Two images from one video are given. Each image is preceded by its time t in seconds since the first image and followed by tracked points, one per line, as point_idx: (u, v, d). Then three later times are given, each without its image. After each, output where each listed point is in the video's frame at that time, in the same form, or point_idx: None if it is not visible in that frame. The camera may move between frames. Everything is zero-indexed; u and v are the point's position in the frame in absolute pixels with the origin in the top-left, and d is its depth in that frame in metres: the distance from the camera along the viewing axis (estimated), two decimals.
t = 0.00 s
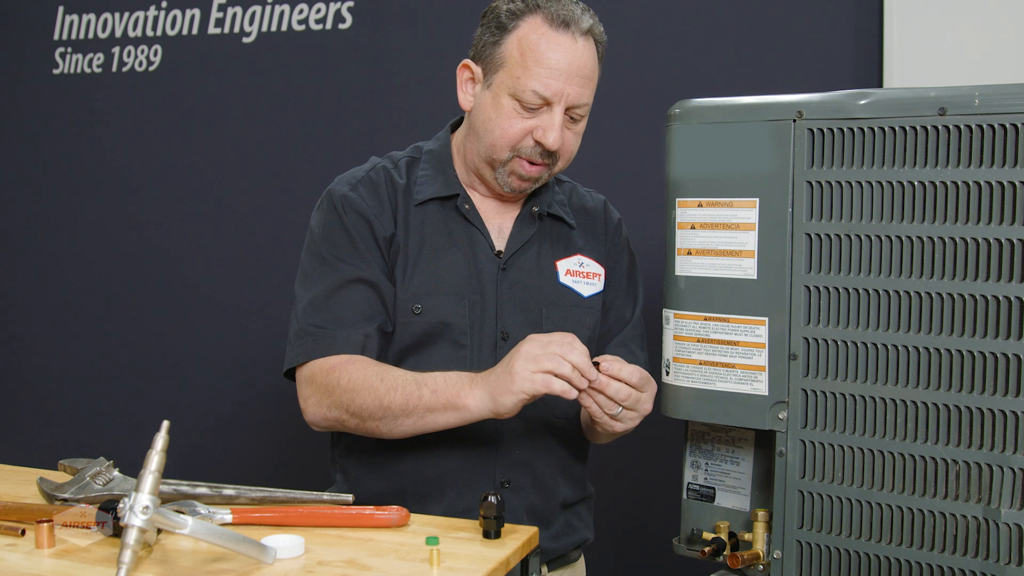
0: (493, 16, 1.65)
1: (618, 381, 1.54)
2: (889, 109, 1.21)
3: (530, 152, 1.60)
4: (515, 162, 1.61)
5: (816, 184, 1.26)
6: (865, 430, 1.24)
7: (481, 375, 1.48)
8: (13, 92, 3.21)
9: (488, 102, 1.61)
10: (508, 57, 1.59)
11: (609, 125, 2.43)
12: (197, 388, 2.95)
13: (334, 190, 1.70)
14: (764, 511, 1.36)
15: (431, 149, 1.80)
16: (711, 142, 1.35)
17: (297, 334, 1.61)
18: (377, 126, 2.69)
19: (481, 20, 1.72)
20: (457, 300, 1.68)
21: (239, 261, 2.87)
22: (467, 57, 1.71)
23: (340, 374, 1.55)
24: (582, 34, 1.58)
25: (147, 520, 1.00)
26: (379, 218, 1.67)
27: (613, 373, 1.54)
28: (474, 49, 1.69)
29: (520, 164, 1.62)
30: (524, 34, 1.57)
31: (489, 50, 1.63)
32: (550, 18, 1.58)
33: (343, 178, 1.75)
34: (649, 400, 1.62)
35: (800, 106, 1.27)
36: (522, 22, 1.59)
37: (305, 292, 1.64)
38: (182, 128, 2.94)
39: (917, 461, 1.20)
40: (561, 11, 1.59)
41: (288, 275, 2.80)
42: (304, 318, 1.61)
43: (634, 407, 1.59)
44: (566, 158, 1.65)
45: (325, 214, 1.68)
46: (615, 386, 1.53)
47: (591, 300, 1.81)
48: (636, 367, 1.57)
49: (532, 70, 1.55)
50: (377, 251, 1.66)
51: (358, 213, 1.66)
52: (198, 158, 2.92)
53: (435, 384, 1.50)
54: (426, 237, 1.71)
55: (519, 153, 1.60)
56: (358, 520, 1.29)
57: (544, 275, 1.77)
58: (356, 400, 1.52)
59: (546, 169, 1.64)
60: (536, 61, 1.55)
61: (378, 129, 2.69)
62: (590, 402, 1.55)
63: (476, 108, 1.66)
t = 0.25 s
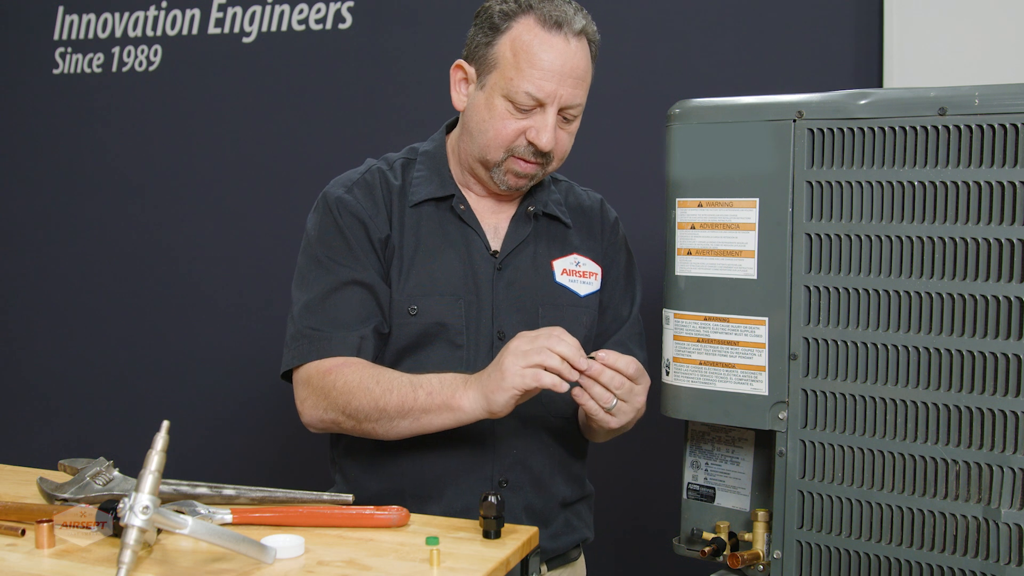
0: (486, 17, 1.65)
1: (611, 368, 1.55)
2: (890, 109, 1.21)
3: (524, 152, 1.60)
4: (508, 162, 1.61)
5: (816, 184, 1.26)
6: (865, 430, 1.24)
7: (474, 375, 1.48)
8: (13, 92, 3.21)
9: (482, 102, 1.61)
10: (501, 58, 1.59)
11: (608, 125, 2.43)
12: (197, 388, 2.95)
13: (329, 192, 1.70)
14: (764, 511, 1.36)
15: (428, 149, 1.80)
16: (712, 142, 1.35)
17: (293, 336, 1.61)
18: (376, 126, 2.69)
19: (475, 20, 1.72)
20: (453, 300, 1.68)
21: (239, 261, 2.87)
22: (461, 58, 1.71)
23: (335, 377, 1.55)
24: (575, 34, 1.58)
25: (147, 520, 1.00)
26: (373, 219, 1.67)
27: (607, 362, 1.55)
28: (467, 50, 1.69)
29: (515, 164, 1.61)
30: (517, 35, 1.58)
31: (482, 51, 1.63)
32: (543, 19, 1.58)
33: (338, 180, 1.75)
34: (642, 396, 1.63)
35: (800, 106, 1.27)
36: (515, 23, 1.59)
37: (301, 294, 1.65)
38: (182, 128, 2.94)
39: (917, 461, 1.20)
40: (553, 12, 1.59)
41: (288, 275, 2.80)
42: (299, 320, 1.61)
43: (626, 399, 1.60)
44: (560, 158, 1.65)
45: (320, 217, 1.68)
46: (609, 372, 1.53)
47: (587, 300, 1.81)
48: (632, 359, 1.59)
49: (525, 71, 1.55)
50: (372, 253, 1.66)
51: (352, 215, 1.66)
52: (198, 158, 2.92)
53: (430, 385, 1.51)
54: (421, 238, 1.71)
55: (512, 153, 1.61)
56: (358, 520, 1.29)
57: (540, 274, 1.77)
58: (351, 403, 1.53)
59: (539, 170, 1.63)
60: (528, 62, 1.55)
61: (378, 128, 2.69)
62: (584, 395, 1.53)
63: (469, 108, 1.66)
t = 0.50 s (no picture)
0: (480, 18, 1.65)
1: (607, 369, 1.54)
2: (890, 109, 1.21)
3: (520, 151, 1.60)
4: (504, 162, 1.61)
5: (816, 184, 1.26)
6: (865, 430, 1.24)
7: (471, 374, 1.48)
8: (13, 92, 3.21)
9: (477, 102, 1.61)
10: (496, 58, 1.59)
11: (608, 125, 2.43)
12: (197, 388, 2.95)
13: (326, 193, 1.70)
14: (764, 511, 1.36)
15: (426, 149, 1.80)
16: (712, 142, 1.35)
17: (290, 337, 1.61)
18: (376, 126, 2.69)
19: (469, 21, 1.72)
20: (451, 300, 1.68)
21: (239, 261, 2.87)
22: (456, 58, 1.71)
23: (333, 377, 1.55)
24: (570, 34, 1.58)
25: (147, 520, 1.00)
26: (370, 219, 1.67)
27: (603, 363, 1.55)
28: (462, 51, 1.69)
29: (511, 163, 1.61)
30: (512, 35, 1.58)
31: (477, 51, 1.63)
32: (537, 18, 1.58)
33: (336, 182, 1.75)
34: (638, 395, 1.62)
35: (800, 106, 1.27)
36: (510, 22, 1.59)
37: (298, 295, 1.65)
38: (182, 128, 2.94)
39: (918, 461, 1.20)
40: (547, 11, 1.59)
41: (288, 275, 2.80)
42: (297, 321, 1.61)
43: (624, 400, 1.59)
44: (557, 157, 1.65)
45: (317, 217, 1.68)
46: (605, 374, 1.53)
47: (586, 299, 1.81)
48: (627, 359, 1.58)
49: (520, 70, 1.55)
50: (369, 253, 1.66)
51: (349, 215, 1.66)
52: (198, 158, 2.92)
53: (426, 385, 1.50)
54: (419, 237, 1.71)
55: (509, 153, 1.60)
56: (358, 520, 1.29)
57: (538, 273, 1.77)
58: (350, 403, 1.52)
59: (535, 169, 1.63)
60: (523, 62, 1.55)
61: (378, 128, 2.69)
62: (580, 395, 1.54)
63: (465, 108, 1.66)
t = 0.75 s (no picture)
0: (480, 18, 1.65)
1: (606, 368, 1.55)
2: (890, 108, 1.21)
3: (521, 151, 1.59)
4: (505, 162, 1.61)
5: (815, 184, 1.26)
6: (864, 430, 1.24)
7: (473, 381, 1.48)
8: (13, 92, 3.21)
9: (478, 102, 1.61)
10: (496, 58, 1.59)
11: (608, 125, 2.43)
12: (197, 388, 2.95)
13: (326, 194, 1.70)
14: (764, 511, 1.36)
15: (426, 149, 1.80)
16: (712, 142, 1.35)
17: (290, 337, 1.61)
18: (376, 125, 2.69)
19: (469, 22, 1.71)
20: (451, 300, 1.68)
21: (239, 261, 2.87)
22: (456, 59, 1.71)
23: (335, 383, 1.55)
24: (570, 34, 1.58)
25: (147, 519, 1.00)
26: (370, 220, 1.67)
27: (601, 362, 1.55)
28: (462, 51, 1.69)
29: (511, 164, 1.61)
30: (512, 35, 1.58)
31: (477, 51, 1.63)
32: (537, 18, 1.58)
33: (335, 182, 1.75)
34: (641, 385, 1.63)
35: (800, 106, 1.27)
36: (510, 23, 1.59)
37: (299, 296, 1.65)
38: (182, 128, 2.94)
39: (917, 461, 1.20)
40: (547, 11, 1.59)
41: (288, 275, 2.80)
42: (297, 321, 1.61)
43: (628, 393, 1.60)
44: (557, 157, 1.65)
45: (317, 218, 1.68)
46: (605, 373, 1.53)
47: (586, 298, 1.81)
48: (621, 353, 1.59)
49: (520, 70, 1.55)
50: (369, 254, 1.66)
51: (349, 216, 1.66)
52: (198, 158, 2.92)
53: (428, 392, 1.50)
54: (419, 238, 1.71)
55: (509, 153, 1.60)
56: (358, 520, 1.29)
57: (538, 273, 1.77)
58: (352, 410, 1.53)
59: (536, 169, 1.63)
60: (524, 62, 1.55)
61: (378, 128, 2.69)
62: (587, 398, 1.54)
63: (466, 109, 1.66)
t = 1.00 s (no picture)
0: (481, 18, 1.65)
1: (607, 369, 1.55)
2: (890, 108, 1.21)
3: (522, 152, 1.60)
4: (506, 163, 1.61)
5: (815, 184, 1.26)
6: (864, 430, 1.24)
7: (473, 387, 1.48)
8: (13, 92, 3.21)
9: (479, 102, 1.61)
10: (497, 58, 1.59)
11: (608, 124, 2.43)
12: (197, 387, 2.95)
13: (326, 195, 1.70)
14: (764, 511, 1.35)
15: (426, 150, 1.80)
16: (712, 141, 1.35)
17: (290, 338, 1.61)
18: (376, 125, 2.69)
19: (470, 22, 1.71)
20: (451, 300, 1.68)
21: (239, 261, 2.87)
22: (457, 60, 1.71)
23: (335, 387, 1.55)
24: (571, 34, 1.58)
25: (147, 519, 1.00)
26: (371, 221, 1.67)
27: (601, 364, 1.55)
28: (463, 52, 1.69)
29: (513, 165, 1.61)
30: (513, 35, 1.58)
31: (478, 51, 1.63)
32: (539, 18, 1.58)
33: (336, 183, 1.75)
34: (643, 382, 1.64)
35: (800, 106, 1.27)
36: (511, 23, 1.59)
37: (299, 296, 1.65)
38: (182, 128, 2.94)
39: (917, 461, 1.20)
40: (549, 11, 1.59)
41: (288, 274, 2.80)
42: (297, 322, 1.61)
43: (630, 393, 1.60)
44: (559, 158, 1.65)
45: (317, 219, 1.68)
46: (607, 373, 1.53)
47: (587, 299, 1.81)
48: (622, 352, 1.59)
49: (522, 70, 1.55)
50: (370, 254, 1.66)
51: (349, 216, 1.66)
52: (197, 158, 2.92)
53: (429, 397, 1.50)
54: (419, 238, 1.71)
55: (511, 154, 1.60)
56: (358, 520, 1.29)
57: (539, 273, 1.77)
58: (352, 413, 1.53)
59: (538, 170, 1.64)
60: (525, 62, 1.55)
61: (378, 128, 2.69)
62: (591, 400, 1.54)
63: (467, 110, 1.66)
